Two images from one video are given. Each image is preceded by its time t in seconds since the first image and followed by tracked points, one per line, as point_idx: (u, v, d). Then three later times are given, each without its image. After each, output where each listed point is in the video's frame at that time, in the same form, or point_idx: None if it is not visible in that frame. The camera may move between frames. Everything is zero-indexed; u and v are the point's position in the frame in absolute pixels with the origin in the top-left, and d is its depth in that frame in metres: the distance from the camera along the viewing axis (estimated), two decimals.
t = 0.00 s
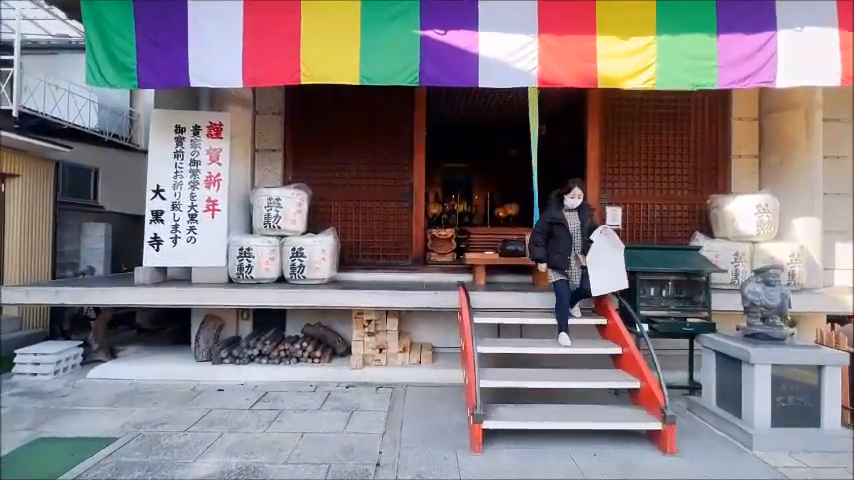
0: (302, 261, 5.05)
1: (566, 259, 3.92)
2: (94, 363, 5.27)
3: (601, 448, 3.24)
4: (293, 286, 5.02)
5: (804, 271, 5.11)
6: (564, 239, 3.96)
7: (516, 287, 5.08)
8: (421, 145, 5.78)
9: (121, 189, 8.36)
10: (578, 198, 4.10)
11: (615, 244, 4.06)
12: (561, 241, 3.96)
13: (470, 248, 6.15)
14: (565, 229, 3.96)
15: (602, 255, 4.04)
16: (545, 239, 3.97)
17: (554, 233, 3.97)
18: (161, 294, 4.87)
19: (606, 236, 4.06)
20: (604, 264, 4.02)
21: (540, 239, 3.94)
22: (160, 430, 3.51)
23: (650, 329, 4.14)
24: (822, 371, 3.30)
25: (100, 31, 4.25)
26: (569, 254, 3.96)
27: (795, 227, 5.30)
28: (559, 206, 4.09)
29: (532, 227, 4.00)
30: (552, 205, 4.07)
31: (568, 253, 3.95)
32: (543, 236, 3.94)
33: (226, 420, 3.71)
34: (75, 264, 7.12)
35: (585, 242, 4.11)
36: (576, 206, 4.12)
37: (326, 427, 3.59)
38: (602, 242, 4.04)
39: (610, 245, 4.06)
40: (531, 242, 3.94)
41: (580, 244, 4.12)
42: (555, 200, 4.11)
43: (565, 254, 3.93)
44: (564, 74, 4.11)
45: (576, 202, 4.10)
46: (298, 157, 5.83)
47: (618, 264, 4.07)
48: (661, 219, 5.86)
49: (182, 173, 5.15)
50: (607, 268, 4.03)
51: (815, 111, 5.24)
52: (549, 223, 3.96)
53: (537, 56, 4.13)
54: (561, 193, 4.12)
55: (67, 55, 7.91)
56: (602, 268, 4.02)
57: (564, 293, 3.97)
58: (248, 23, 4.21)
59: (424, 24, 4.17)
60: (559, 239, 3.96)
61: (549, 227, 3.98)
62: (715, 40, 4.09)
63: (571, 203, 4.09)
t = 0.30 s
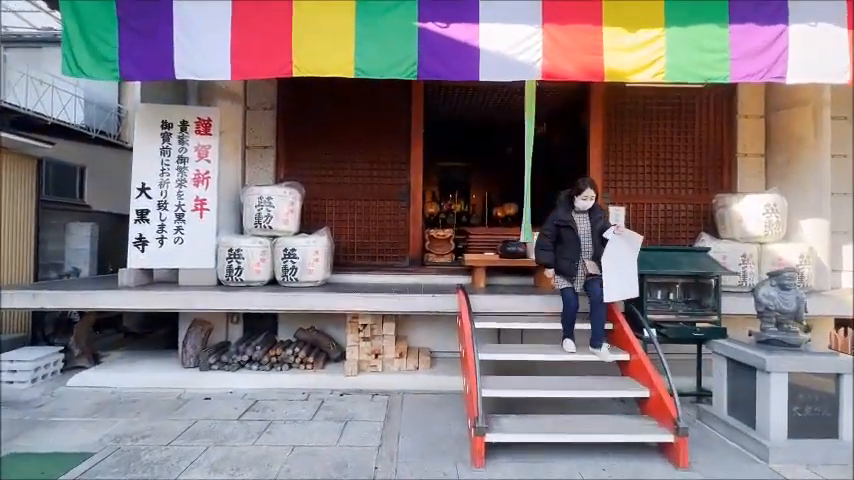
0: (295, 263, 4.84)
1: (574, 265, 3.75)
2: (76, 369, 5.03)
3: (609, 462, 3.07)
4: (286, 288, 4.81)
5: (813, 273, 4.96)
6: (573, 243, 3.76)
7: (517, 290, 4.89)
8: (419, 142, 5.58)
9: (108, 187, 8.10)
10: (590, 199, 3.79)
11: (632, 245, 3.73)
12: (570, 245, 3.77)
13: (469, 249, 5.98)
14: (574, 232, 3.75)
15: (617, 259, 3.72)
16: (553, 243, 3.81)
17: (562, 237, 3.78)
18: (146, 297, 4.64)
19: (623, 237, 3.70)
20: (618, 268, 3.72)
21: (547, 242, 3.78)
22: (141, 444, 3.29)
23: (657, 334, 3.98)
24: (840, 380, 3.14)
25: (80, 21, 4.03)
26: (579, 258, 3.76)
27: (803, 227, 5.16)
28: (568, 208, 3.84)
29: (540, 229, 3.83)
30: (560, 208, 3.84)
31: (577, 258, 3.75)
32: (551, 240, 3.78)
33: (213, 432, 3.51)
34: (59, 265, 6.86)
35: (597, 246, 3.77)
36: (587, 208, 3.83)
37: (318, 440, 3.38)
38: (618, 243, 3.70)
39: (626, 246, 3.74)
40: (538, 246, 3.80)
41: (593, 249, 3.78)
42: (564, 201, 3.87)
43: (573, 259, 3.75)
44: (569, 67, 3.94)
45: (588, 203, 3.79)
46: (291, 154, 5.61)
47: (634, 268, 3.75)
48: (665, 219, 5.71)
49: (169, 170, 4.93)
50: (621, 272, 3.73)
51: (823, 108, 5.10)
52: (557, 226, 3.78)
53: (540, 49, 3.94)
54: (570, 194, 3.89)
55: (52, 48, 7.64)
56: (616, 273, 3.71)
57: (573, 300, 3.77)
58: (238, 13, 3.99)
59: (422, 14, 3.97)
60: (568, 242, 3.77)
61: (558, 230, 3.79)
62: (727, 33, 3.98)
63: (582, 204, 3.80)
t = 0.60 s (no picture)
0: (281, 264, 4.63)
1: (582, 284, 3.38)
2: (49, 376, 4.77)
3: (611, 475, 2.91)
4: (272, 290, 4.60)
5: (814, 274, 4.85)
6: (584, 259, 3.37)
7: (513, 292, 4.71)
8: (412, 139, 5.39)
9: (88, 185, 7.81)
10: (606, 212, 3.34)
11: (645, 267, 3.26)
12: (580, 261, 3.39)
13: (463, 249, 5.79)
14: (584, 248, 3.36)
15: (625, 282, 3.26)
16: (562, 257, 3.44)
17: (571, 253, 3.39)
18: (123, 301, 4.40)
19: (634, 257, 3.25)
20: (625, 290, 3.26)
21: (556, 257, 3.41)
22: (112, 459, 3.07)
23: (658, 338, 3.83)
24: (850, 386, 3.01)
25: (52, 7, 3.79)
26: (589, 276, 3.39)
27: (804, 228, 5.05)
28: (580, 221, 3.43)
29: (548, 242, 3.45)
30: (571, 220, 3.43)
31: (586, 277, 3.38)
32: (560, 255, 3.40)
33: (190, 445, 3.29)
34: (36, 267, 6.57)
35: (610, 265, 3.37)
36: (602, 221, 3.39)
37: (303, 452, 3.19)
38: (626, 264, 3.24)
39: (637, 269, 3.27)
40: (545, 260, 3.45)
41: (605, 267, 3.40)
42: (577, 213, 3.44)
43: (582, 277, 3.38)
44: (568, 60, 3.79)
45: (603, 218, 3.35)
46: (278, 151, 5.40)
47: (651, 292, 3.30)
48: (663, 219, 5.58)
49: (149, 166, 4.69)
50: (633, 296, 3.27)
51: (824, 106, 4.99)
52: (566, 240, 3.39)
53: (537, 41, 3.79)
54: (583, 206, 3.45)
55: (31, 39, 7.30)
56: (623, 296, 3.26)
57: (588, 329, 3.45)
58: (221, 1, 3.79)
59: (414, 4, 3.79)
60: (579, 258, 3.39)
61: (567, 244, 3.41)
62: (730, 25, 3.86)
63: (596, 217, 3.36)
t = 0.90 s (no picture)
0: (262, 268, 4.38)
1: (598, 304, 3.07)
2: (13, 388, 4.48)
3: None
4: (253, 296, 4.36)
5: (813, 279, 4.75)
6: (598, 276, 3.07)
7: (507, 297, 4.54)
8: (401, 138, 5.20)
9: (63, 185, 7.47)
10: (623, 223, 3.06)
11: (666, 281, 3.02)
12: (593, 279, 3.08)
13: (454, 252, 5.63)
14: (598, 263, 3.06)
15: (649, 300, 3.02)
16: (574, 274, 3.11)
17: (584, 268, 3.08)
18: (93, 307, 4.14)
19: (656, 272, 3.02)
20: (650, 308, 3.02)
21: (567, 275, 3.08)
22: None
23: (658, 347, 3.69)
24: None
25: None
26: (604, 294, 3.08)
27: (802, 231, 4.95)
28: (593, 233, 3.14)
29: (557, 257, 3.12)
30: (582, 232, 3.13)
31: (602, 295, 3.07)
32: (571, 271, 3.08)
33: (160, 464, 3.05)
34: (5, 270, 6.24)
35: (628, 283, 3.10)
36: (617, 234, 3.11)
37: (281, 471, 2.97)
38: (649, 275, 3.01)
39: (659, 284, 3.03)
40: (555, 278, 3.10)
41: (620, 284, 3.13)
42: (588, 225, 3.14)
43: (597, 297, 3.07)
44: (564, 55, 3.63)
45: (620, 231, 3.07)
46: (261, 149, 5.17)
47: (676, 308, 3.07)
48: (659, 221, 5.45)
49: (122, 165, 4.44)
50: (655, 310, 3.03)
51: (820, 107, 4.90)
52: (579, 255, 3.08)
53: (531, 34, 3.62)
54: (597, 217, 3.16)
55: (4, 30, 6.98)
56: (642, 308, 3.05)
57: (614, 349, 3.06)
58: None
59: None
60: (592, 275, 3.08)
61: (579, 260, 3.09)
62: (730, 22, 3.74)
63: (612, 229, 3.07)
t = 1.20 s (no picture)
0: (245, 270, 4.17)
1: (624, 331, 2.72)
2: None
3: None
4: (234, 299, 4.15)
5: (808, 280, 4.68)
6: (619, 299, 2.72)
7: (500, 299, 4.39)
8: (391, 135, 5.03)
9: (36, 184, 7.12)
10: (638, 237, 2.78)
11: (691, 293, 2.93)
12: (615, 303, 2.73)
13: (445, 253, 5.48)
14: (618, 284, 2.72)
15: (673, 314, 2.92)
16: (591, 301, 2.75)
17: (602, 291, 2.73)
18: (63, 311, 3.89)
19: (682, 284, 2.92)
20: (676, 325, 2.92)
21: (585, 301, 2.72)
22: None
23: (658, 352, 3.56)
24: None
25: None
26: (629, 320, 2.73)
27: (796, 231, 4.89)
28: (606, 251, 2.81)
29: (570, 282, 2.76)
30: (594, 251, 2.79)
31: (626, 321, 2.73)
32: (588, 297, 2.72)
33: None
34: None
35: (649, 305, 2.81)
36: (631, 251, 2.81)
37: None
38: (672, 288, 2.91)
39: (684, 296, 2.94)
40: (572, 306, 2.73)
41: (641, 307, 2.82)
42: (600, 244, 2.82)
43: (622, 324, 2.72)
44: (560, 48, 3.50)
45: (636, 246, 2.77)
46: (244, 146, 4.95)
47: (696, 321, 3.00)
48: (653, 221, 5.37)
49: (95, 161, 4.19)
50: (677, 327, 2.92)
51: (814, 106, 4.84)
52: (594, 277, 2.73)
53: (527, 26, 3.48)
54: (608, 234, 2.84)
55: None
56: (661, 321, 2.98)
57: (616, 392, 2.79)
58: None
59: None
60: (613, 300, 2.73)
61: (597, 283, 2.74)
62: (726, 19, 3.65)
63: (627, 245, 2.77)
